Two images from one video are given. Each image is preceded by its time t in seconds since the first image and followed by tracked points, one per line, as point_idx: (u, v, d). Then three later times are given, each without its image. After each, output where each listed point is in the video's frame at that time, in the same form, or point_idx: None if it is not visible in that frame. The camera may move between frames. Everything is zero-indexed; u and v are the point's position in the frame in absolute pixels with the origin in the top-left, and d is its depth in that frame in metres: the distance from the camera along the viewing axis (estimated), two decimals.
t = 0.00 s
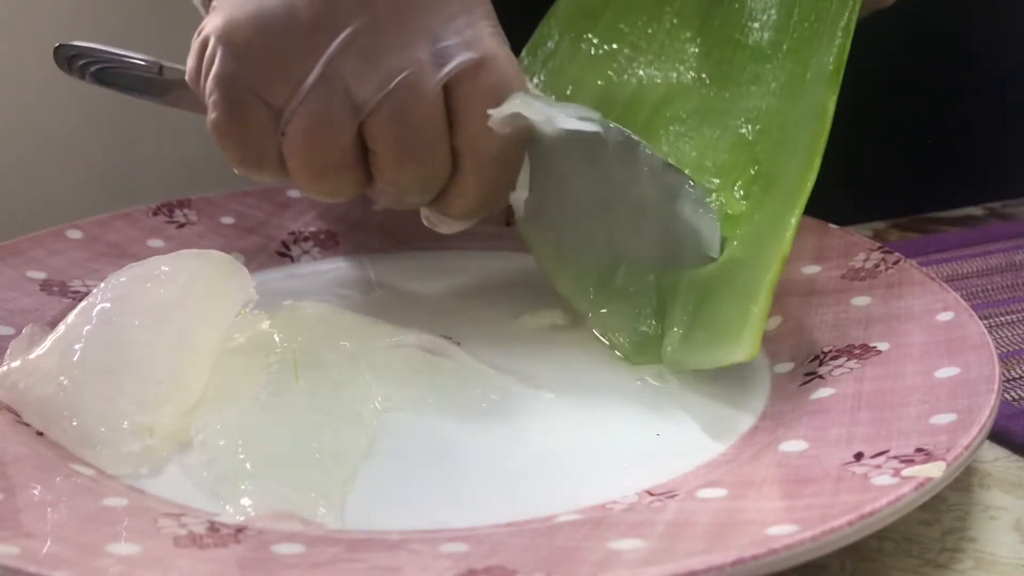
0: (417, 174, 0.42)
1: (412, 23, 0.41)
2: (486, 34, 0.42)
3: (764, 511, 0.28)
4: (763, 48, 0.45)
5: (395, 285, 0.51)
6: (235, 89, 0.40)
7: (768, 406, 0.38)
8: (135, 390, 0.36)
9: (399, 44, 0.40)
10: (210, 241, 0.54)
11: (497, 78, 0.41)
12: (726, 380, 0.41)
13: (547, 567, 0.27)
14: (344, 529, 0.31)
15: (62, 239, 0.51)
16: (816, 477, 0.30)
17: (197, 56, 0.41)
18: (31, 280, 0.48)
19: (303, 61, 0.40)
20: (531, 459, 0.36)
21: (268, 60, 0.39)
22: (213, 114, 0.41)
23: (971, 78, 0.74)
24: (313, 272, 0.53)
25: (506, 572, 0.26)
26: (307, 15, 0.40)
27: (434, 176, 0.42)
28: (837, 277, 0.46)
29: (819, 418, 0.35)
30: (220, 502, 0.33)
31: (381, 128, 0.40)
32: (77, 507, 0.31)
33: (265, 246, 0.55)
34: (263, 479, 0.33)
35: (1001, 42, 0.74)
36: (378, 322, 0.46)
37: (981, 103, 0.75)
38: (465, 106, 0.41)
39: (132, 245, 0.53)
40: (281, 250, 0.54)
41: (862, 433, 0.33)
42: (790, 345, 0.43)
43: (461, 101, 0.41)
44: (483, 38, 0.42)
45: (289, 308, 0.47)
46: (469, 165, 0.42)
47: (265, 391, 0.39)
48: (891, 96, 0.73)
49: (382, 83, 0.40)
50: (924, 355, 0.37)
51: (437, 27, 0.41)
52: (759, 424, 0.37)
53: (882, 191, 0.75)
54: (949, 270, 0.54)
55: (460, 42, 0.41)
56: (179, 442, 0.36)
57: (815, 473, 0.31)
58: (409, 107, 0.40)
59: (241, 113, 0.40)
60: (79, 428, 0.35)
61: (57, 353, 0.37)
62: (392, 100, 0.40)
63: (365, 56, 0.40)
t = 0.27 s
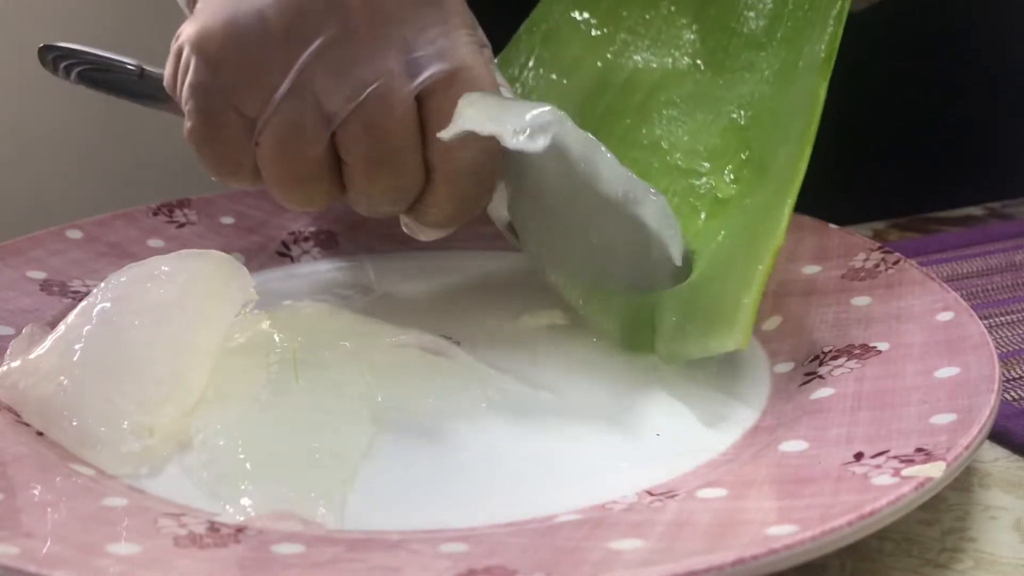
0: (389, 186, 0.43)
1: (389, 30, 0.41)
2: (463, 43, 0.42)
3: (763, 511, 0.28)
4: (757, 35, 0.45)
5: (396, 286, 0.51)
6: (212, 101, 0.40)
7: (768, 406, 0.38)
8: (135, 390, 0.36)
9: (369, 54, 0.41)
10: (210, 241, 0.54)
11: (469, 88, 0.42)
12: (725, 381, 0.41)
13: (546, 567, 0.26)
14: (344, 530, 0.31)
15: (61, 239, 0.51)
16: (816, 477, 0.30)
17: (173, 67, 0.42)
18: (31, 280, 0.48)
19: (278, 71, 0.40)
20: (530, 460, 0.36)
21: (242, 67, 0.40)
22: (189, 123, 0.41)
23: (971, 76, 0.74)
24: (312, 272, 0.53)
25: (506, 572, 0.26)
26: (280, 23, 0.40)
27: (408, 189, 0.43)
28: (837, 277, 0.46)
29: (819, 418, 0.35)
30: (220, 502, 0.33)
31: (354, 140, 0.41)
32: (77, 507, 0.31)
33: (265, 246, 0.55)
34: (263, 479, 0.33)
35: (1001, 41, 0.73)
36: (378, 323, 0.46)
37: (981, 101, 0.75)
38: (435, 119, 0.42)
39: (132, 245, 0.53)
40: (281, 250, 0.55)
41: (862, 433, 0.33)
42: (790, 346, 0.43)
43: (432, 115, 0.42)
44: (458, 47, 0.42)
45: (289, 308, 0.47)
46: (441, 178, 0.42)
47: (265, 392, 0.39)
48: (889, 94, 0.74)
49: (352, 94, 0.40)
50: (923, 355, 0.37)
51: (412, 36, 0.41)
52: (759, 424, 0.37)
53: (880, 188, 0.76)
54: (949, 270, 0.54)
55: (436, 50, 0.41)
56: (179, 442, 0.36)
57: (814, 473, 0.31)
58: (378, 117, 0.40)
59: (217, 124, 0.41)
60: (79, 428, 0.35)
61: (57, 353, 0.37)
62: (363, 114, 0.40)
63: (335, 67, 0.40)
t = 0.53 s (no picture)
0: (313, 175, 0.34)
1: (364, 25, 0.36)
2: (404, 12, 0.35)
3: (763, 511, 0.28)
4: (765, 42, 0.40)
5: (395, 285, 0.51)
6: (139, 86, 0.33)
7: (768, 405, 0.38)
8: (135, 389, 0.36)
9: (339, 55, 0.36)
10: (210, 241, 0.54)
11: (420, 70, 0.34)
12: (725, 380, 0.41)
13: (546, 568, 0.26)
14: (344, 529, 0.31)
15: (61, 240, 0.51)
16: (816, 477, 0.30)
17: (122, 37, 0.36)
18: (31, 280, 0.48)
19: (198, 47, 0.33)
20: (530, 459, 0.36)
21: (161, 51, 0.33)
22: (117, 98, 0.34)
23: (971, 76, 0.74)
24: (312, 272, 0.53)
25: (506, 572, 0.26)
26: None
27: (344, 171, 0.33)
28: (837, 277, 0.46)
29: (820, 417, 0.35)
30: (220, 501, 0.33)
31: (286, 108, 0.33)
32: (77, 507, 0.31)
33: (265, 246, 0.55)
34: (264, 479, 0.34)
35: (1000, 41, 0.74)
36: (377, 322, 0.46)
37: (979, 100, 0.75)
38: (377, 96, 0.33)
39: (132, 245, 0.53)
40: (281, 250, 0.55)
41: (862, 433, 0.33)
42: (791, 346, 0.43)
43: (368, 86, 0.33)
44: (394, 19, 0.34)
45: (289, 307, 0.47)
46: (373, 166, 0.34)
47: (265, 391, 0.39)
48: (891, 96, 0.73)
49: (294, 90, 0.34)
50: (924, 355, 0.37)
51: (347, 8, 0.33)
52: (759, 424, 0.37)
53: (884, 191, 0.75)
54: (949, 270, 0.54)
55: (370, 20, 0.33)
56: (180, 442, 0.36)
57: (815, 473, 0.31)
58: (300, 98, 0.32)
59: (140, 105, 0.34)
60: (79, 427, 0.35)
61: (57, 354, 0.37)
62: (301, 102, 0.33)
63: (263, 32, 0.33)
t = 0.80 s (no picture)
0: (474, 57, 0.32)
1: None
2: None
3: (763, 511, 0.28)
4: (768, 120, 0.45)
5: (394, 286, 0.51)
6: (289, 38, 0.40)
7: (768, 406, 0.38)
8: (135, 390, 0.36)
9: None
10: (209, 241, 0.54)
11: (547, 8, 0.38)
12: (725, 378, 0.41)
13: (546, 568, 0.26)
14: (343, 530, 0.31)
15: (61, 240, 0.51)
16: (816, 477, 0.30)
17: None
18: (31, 280, 0.48)
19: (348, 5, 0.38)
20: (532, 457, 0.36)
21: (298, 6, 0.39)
22: None
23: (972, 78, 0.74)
24: (313, 272, 0.53)
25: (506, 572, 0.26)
26: None
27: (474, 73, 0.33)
28: (837, 277, 0.46)
29: (820, 417, 0.35)
30: (220, 502, 0.33)
31: None
32: (77, 507, 0.31)
33: (265, 246, 0.55)
34: (263, 479, 0.34)
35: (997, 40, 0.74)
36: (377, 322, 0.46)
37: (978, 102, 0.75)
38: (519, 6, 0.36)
39: (132, 245, 0.53)
40: (281, 250, 0.55)
41: (862, 433, 0.33)
42: (791, 346, 0.43)
43: None
44: None
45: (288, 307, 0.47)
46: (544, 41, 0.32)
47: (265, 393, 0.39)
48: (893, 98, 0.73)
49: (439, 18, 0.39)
50: (924, 354, 0.37)
51: None
52: (759, 425, 0.37)
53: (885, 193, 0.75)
54: (949, 270, 0.54)
55: None
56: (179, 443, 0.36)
57: (815, 473, 0.31)
58: None
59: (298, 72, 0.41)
60: (79, 428, 0.36)
61: (57, 353, 0.37)
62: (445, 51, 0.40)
63: None
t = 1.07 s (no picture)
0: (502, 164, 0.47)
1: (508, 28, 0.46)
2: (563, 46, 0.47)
3: (763, 511, 0.28)
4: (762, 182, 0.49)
5: (394, 287, 0.51)
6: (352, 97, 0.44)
7: (768, 408, 0.39)
8: (136, 390, 0.36)
9: (495, 52, 0.45)
10: (209, 241, 0.54)
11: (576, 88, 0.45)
12: (729, 377, 0.41)
13: (546, 567, 0.26)
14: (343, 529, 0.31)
15: (61, 239, 0.51)
16: (816, 477, 0.30)
17: (315, 62, 0.46)
18: (30, 280, 0.48)
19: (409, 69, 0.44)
20: (530, 455, 0.36)
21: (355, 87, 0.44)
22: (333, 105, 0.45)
23: (969, 78, 0.74)
24: (313, 272, 0.53)
25: (506, 571, 0.26)
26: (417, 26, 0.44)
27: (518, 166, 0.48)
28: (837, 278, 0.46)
29: (820, 417, 0.35)
30: (220, 501, 0.33)
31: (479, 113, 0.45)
32: (77, 506, 0.30)
33: (265, 247, 0.55)
34: (263, 478, 0.33)
35: (994, 41, 0.74)
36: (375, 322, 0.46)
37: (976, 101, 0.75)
38: (556, 101, 0.45)
39: (132, 245, 0.53)
40: (281, 250, 0.55)
41: (861, 433, 0.33)
42: (792, 347, 0.43)
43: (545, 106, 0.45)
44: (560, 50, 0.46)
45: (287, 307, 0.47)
46: (552, 148, 0.47)
47: (265, 391, 0.38)
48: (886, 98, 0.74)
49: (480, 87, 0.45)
50: (923, 354, 0.37)
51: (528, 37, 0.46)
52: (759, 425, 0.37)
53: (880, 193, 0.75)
54: (949, 270, 0.54)
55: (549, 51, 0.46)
56: (179, 442, 0.36)
57: (815, 472, 0.31)
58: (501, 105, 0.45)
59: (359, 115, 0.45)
60: (79, 427, 0.36)
61: (57, 353, 0.37)
62: (489, 103, 0.45)
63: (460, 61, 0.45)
